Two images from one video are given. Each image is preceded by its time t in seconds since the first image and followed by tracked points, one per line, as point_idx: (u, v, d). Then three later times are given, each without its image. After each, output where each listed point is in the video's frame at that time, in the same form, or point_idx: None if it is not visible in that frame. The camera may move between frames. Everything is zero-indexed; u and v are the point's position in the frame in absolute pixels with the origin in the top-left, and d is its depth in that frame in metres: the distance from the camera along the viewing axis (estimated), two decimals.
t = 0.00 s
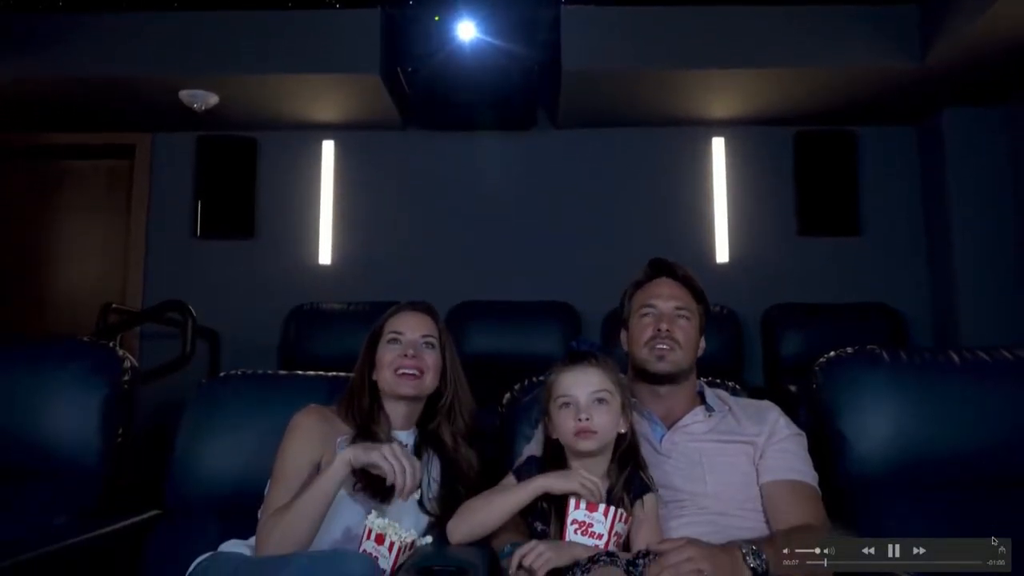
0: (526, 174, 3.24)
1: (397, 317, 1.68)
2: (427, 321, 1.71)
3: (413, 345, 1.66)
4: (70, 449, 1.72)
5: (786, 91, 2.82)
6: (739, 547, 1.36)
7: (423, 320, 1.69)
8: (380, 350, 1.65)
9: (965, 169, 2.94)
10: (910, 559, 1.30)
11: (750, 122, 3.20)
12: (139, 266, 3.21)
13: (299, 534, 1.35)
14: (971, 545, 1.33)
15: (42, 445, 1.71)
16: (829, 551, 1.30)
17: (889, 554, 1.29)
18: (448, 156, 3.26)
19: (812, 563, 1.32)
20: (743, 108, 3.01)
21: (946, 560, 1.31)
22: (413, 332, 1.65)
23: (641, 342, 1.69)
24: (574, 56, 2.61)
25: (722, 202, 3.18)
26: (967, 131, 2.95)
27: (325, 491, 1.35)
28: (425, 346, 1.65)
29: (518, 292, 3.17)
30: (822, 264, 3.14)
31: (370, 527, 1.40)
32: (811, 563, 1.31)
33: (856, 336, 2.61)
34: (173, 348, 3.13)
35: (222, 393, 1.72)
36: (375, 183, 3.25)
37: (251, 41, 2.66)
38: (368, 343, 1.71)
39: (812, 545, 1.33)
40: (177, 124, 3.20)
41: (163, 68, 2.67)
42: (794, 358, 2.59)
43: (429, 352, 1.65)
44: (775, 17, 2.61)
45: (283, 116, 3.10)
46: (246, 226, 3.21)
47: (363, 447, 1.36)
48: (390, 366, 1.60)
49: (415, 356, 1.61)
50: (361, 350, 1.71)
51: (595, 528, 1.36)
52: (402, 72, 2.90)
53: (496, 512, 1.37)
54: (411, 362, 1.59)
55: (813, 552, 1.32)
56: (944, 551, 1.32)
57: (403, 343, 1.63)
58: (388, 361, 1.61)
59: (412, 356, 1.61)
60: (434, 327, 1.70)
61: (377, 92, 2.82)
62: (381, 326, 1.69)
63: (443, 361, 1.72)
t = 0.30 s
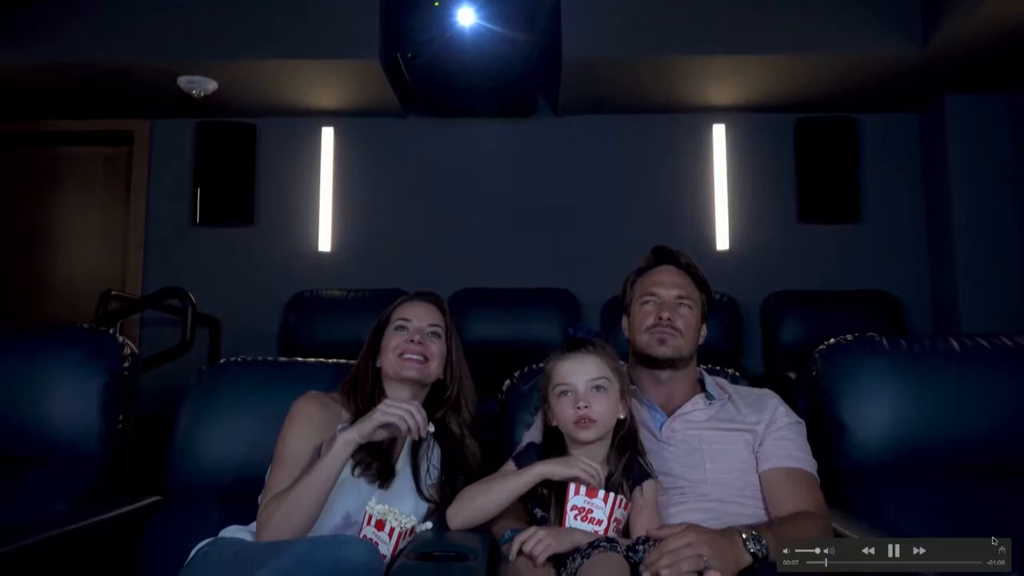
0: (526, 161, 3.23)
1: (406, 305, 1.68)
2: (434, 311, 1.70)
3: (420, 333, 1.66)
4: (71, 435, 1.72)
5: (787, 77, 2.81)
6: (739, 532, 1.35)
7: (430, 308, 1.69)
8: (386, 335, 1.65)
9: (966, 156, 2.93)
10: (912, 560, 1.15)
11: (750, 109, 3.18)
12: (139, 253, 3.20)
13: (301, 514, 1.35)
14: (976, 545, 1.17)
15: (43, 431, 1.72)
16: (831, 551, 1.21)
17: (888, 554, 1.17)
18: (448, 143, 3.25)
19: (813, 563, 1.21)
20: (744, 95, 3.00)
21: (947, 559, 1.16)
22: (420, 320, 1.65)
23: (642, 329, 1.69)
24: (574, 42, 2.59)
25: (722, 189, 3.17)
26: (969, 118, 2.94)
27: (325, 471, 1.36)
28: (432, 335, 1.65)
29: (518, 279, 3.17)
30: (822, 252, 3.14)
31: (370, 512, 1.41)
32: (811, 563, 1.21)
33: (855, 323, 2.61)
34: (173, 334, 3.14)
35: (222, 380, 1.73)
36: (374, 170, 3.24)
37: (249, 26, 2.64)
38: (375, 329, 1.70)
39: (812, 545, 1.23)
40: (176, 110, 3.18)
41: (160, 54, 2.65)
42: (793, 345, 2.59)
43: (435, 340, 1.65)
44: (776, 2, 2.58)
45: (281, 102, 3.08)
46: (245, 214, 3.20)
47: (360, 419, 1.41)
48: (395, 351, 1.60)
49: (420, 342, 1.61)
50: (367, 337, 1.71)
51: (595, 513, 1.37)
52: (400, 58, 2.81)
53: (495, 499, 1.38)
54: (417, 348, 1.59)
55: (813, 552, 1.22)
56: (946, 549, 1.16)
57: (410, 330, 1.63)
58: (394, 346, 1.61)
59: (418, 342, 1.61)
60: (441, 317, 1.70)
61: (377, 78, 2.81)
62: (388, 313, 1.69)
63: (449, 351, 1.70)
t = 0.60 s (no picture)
0: (527, 147, 3.22)
1: (413, 292, 1.67)
2: (442, 300, 1.69)
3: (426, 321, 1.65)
4: (71, 420, 1.73)
5: (789, 63, 2.79)
6: (739, 518, 1.34)
7: (438, 297, 1.68)
8: (391, 323, 1.65)
9: (968, 143, 2.92)
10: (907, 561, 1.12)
11: (751, 95, 3.17)
12: (138, 240, 3.20)
13: (307, 498, 1.35)
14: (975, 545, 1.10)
15: (43, 417, 1.72)
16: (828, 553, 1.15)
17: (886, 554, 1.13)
18: (448, 129, 3.23)
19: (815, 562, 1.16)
20: (745, 81, 2.98)
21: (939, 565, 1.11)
22: (426, 309, 1.64)
23: (637, 316, 1.69)
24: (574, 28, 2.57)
25: (723, 176, 3.16)
26: (972, 105, 2.92)
27: (331, 456, 1.37)
28: (438, 324, 1.64)
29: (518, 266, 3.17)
30: (823, 239, 3.14)
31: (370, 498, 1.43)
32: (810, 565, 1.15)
33: (855, 309, 2.60)
34: (172, 320, 3.14)
35: (222, 367, 1.73)
36: (373, 156, 3.23)
37: (247, 10, 2.62)
38: (381, 315, 1.70)
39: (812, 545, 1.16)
40: (174, 96, 3.17)
41: (158, 39, 2.63)
42: (793, 333, 2.60)
43: (440, 330, 1.65)
44: None
45: (279, 88, 3.06)
46: (245, 200, 3.20)
47: (365, 397, 1.42)
48: (398, 339, 1.60)
49: (424, 333, 1.61)
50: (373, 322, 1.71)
51: (593, 498, 1.37)
52: (399, 43, 2.76)
53: (495, 484, 1.39)
54: (422, 338, 1.59)
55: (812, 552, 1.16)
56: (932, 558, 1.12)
57: (416, 319, 1.62)
58: (399, 334, 1.61)
59: (422, 331, 1.61)
60: (449, 307, 1.69)
61: (376, 64, 2.79)
62: (394, 300, 1.68)
63: (454, 340, 1.70)
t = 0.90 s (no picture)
0: (527, 134, 3.20)
1: (412, 280, 1.66)
2: (441, 288, 1.68)
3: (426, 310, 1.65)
4: (72, 408, 1.73)
5: (791, 49, 2.77)
6: (738, 505, 1.35)
7: (439, 286, 1.67)
8: (391, 312, 1.65)
9: (970, 130, 2.91)
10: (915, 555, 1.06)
11: (753, 81, 3.15)
12: (138, 227, 3.20)
13: (313, 487, 1.37)
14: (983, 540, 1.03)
15: (44, 404, 1.72)
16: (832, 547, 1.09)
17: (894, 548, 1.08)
18: (447, 116, 3.22)
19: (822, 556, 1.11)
20: (746, 67, 2.97)
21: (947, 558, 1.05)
22: (426, 298, 1.64)
23: (631, 307, 1.70)
24: (576, 14, 2.55)
25: (723, 163, 3.15)
26: (974, 91, 2.91)
27: (337, 448, 1.37)
28: (438, 313, 1.64)
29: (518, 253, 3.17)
30: (823, 226, 3.13)
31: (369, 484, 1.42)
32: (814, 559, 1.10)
33: (855, 297, 2.60)
34: (172, 307, 3.14)
35: (222, 354, 1.73)
36: (373, 143, 3.22)
37: None
38: (381, 303, 1.70)
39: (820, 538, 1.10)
40: (173, 83, 3.15)
41: (156, 26, 2.61)
42: (793, 320, 2.60)
43: (440, 319, 1.65)
44: None
45: (278, 74, 3.05)
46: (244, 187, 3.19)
47: (367, 384, 1.41)
48: (398, 330, 1.60)
49: (424, 324, 1.61)
50: (372, 309, 1.71)
51: (592, 485, 1.38)
52: (400, 30, 2.75)
53: (497, 469, 1.39)
54: (422, 330, 1.59)
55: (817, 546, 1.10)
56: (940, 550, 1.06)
57: (417, 309, 1.62)
58: (400, 325, 1.61)
59: (423, 322, 1.61)
60: (449, 295, 1.69)
61: (375, 50, 2.77)
62: (394, 288, 1.68)
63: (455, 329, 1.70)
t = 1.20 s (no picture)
0: (527, 120, 3.19)
1: (408, 266, 1.64)
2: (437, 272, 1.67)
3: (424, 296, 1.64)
4: (72, 393, 1.74)
5: (794, 34, 2.75)
6: (737, 490, 1.35)
7: (435, 271, 1.66)
8: (389, 298, 1.63)
9: (972, 115, 2.90)
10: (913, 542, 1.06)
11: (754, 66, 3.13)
12: (137, 213, 3.19)
13: (314, 472, 1.37)
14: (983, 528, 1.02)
15: (45, 389, 1.73)
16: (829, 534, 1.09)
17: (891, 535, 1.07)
18: (448, 101, 3.20)
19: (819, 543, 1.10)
20: (748, 53, 2.95)
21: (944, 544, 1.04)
22: (425, 284, 1.63)
23: (631, 296, 1.70)
24: None
25: (724, 149, 3.14)
26: (977, 76, 2.89)
27: (340, 435, 1.37)
28: (437, 300, 1.63)
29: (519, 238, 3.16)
30: (824, 212, 3.13)
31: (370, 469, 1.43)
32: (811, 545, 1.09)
33: (855, 283, 2.60)
34: (172, 292, 3.14)
35: (222, 340, 1.74)
36: (373, 128, 3.20)
37: None
38: (376, 287, 1.68)
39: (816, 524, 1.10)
40: (171, 67, 3.13)
41: (153, 10, 2.60)
42: (792, 306, 2.60)
43: (438, 305, 1.64)
44: None
45: (277, 58, 3.03)
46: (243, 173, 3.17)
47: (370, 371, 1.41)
48: (399, 319, 1.60)
49: (426, 311, 1.61)
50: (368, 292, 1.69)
51: (590, 469, 1.39)
52: (398, 15, 2.67)
53: (495, 455, 1.40)
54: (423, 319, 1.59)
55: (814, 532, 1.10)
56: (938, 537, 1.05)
57: (416, 297, 1.61)
58: (400, 313, 1.61)
59: (423, 310, 1.60)
60: (445, 280, 1.68)
61: (375, 34, 2.75)
62: (390, 273, 1.66)
63: (454, 314, 1.70)
